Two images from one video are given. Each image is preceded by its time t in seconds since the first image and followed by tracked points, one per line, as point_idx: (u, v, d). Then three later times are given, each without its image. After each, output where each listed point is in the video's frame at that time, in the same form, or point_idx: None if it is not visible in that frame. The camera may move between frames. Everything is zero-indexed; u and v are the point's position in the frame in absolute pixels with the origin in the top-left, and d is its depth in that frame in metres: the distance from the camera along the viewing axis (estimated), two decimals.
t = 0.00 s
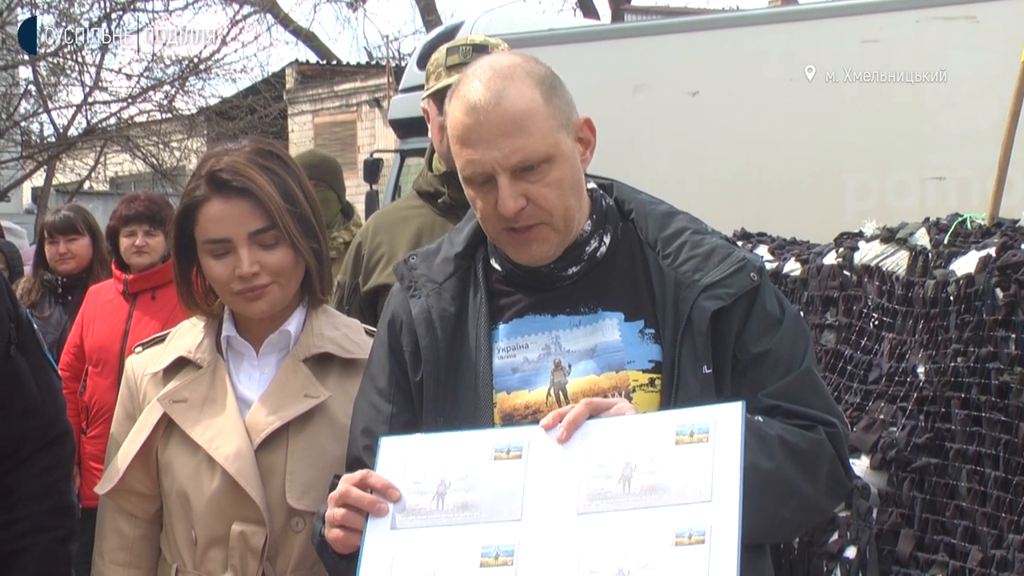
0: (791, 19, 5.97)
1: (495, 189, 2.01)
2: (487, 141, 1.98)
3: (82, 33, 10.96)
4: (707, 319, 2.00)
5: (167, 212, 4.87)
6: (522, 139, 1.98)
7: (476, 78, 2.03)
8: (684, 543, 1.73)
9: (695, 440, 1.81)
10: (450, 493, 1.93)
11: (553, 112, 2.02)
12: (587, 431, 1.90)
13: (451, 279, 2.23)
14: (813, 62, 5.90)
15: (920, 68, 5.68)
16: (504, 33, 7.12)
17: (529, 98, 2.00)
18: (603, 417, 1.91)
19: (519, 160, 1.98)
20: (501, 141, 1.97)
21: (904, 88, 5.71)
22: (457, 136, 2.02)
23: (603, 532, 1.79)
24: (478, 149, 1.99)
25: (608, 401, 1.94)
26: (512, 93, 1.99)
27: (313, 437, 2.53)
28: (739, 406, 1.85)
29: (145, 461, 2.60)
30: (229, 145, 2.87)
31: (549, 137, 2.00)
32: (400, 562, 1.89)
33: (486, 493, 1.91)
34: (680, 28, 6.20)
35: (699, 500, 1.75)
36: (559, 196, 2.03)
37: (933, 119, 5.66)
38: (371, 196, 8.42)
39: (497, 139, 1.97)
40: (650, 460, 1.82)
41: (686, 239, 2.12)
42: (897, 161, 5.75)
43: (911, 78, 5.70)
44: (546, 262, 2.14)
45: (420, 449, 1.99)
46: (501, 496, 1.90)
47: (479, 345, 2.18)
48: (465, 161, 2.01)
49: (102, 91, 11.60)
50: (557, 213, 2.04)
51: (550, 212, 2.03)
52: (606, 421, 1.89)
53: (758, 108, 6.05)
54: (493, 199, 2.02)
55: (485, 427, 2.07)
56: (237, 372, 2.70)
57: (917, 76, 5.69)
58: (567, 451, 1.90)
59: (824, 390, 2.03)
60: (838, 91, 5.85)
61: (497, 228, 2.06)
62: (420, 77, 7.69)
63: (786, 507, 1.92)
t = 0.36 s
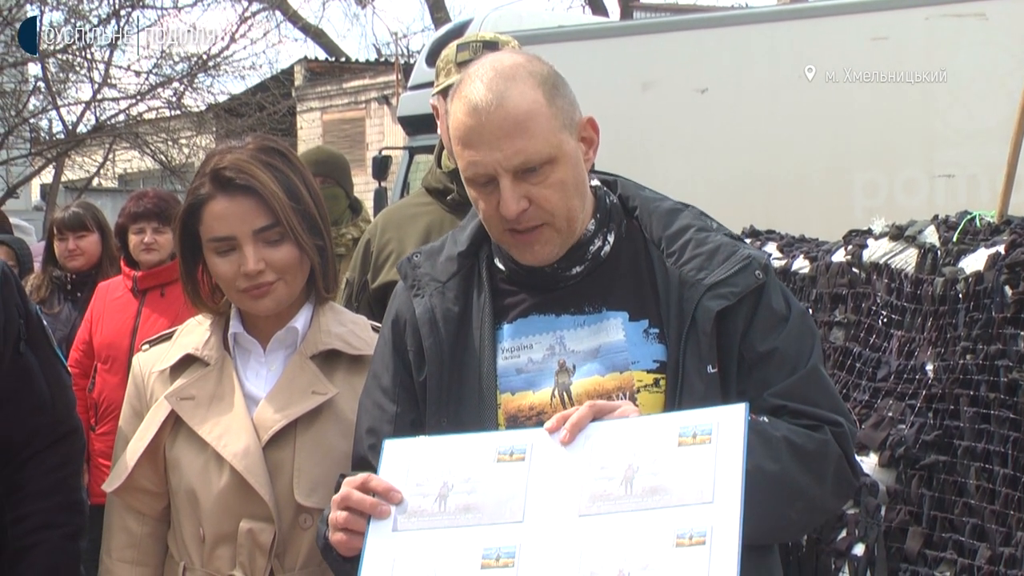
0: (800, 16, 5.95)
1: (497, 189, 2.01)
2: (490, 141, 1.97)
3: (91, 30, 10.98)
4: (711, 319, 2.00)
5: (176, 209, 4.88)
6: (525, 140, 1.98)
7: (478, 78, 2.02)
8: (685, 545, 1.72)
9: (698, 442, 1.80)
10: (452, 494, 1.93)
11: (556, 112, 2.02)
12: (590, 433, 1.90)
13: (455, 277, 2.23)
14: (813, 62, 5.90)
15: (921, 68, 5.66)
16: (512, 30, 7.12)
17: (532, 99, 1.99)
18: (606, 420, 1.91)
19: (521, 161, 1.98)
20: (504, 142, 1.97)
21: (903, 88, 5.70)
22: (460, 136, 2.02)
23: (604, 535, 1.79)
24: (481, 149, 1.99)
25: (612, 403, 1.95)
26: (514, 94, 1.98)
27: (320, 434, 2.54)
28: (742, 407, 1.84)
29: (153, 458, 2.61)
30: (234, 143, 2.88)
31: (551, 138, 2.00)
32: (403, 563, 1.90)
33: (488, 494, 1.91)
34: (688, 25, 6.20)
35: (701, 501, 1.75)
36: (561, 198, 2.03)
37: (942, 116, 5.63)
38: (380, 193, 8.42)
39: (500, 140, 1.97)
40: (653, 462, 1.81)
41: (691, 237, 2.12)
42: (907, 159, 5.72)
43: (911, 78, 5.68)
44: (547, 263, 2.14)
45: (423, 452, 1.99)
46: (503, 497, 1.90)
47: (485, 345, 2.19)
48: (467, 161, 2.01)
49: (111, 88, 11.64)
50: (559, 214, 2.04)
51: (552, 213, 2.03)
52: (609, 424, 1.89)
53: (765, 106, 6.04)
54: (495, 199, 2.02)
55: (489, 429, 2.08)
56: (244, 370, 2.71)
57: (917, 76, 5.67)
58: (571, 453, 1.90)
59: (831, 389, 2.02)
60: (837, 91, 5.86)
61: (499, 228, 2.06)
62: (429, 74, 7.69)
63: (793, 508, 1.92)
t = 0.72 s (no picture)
0: (799, 14, 5.95)
1: (499, 182, 2.01)
2: (492, 134, 1.97)
3: (90, 28, 10.99)
4: (714, 318, 2.00)
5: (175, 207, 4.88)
6: (528, 134, 1.97)
7: (483, 70, 2.02)
8: (680, 544, 1.72)
9: (696, 441, 1.80)
10: (450, 489, 1.93)
11: (561, 107, 2.02)
12: (588, 430, 1.91)
13: (459, 272, 2.23)
14: (812, 62, 5.90)
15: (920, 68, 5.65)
16: (512, 28, 7.11)
17: (536, 93, 1.99)
18: (605, 418, 1.91)
19: (524, 155, 1.98)
20: (507, 135, 1.97)
21: (903, 87, 5.69)
22: (463, 128, 2.02)
23: (600, 531, 1.79)
24: (484, 142, 1.99)
25: (611, 402, 1.94)
26: (519, 87, 1.98)
27: (319, 432, 2.53)
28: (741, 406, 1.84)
29: (151, 456, 2.61)
30: (234, 140, 2.87)
31: (555, 133, 2.00)
32: (396, 556, 1.89)
33: (486, 491, 1.91)
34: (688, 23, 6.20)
35: (697, 501, 1.74)
36: (563, 193, 2.03)
37: (941, 114, 5.63)
38: (380, 191, 8.42)
39: (503, 133, 1.97)
40: (650, 460, 1.82)
41: (695, 234, 2.12)
42: (906, 157, 5.72)
43: (911, 79, 5.67)
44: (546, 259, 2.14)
45: (422, 445, 1.99)
46: (500, 495, 1.90)
47: (488, 343, 2.18)
48: (470, 153, 2.01)
49: (111, 86, 11.64)
50: (560, 210, 2.04)
51: (553, 208, 2.03)
52: (607, 422, 1.90)
53: (764, 104, 6.04)
54: (497, 193, 2.02)
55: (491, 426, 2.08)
56: (243, 368, 2.71)
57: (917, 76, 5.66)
58: (569, 449, 1.89)
59: (834, 388, 2.02)
60: (837, 91, 5.85)
61: (501, 222, 2.06)
62: (429, 71, 7.68)
63: (794, 508, 1.92)
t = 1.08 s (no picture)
0: (798, 12, 5.96)
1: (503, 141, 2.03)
2: (503, 90, 2.02)
3: (89, 27, 10.98)
4: (715, 316, 2.01)
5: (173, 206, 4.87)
6: (538, 94, 2.01)
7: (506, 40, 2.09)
8: (678, 549, 1.72)
9: (695, 443, 1.81)
10: (449, 492, 1.93)
11: (575, 82, 2.06)
12: (587, 431, 1.90)
13: (462, 269, 2.23)
14: (813, 61, 5.90)
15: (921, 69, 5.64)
16: (511, 26, 7.11)
17: (551, 61, 2.04)
18: (604, 419, 1.91)
19: (531, 113, 2.01)
20: (516, 92, 2.01)
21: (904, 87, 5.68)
22: (476, 88, 2.06)
23: (599, 535, 1.79)
24: (494, 98, 2.03)
25: (610, 402, 1.94)
26: (536, 53, 2.04)
27: (318, 430, 2.53)
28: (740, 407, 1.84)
29: (151, 455, 2.61)
30: (232, 138, 2.87)
31: (565, 100, 2.03)
32: (396, 561, 1.89)
33: (485, 493, 1.91)
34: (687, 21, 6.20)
35: (695, 505, 1.75)
36: (565, 162, 2.03)
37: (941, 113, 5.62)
38: (378, 190, 8.41)
39: (513, 90, 2.01)
40: (649, 463, 1.82)
41: (698, 231, 2.12)
42: (905, 155, 5.72)
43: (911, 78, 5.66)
44: (545, 246, 2.13)
45: (420, 448, 1.99)
46: (500, 497, 1.90)
47: (490, 340, 2.17)
48: (478, 110, 2.05)
49: (109, 85, 11.63)
50: (560, 180, 2.03)
51: (553, 176, 2.03)
52: (606, 423, 1.89)
53: (764, 103, 6.03)
54: (499, 152, 2.03)
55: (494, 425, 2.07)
56: (242, 367, 2.70)
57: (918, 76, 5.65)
58: (569, 452, 1.89)
59: (837, 387, 2.01)
60: (838, 91, 5.84)
61: (499, 187, 2.06)
62: (427, 70, 7.68)
63: (794, 509, 1.92)
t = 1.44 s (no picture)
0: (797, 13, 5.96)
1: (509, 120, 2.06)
2: (513, 70, 2.06)
3: (87, 27, 10.97)
4: (715, 315, 2.01)
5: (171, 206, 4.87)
6: (546, 76, 2.04)
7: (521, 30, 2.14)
8: (667, 543, 1.72)
9: (686, 439, 1.81)
10: (442, 488, 1.93)
11: (586, 70, 2.09)
12: (581, 428, 1.90)
13: (466, 266, 2.25)
14: (812, 62, 5.90)
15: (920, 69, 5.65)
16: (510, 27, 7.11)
17: (561, 48, 2.08)
18: (598, 416, 1.90)
19: (537, 94, 2.04)
20: (525, 72, 2.05)
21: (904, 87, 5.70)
22: (489, 71, 2.11)
23: (589, 531, 1.79)
24: (504, 78, 2.07)
25: (604, 399, 1.94)
26: (548, 39, 2.08)
27: (317, 430, 2.53)
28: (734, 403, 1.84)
29: (149, 454, 2.61)
30: (231, 138, 2.87)
31: (572, 84, 2.05)
32: (388, 557, 1.90)
33: (479, 490, 1.91)
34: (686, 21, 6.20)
35: (685, 500, 1.75)
36: (568, 143, 2.04)
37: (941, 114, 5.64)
38: (377, 190, 8.41)
39: (522, 71, 2.05)
40: (641, 459, 1.82)
41: (702, 232, 2.13)
42: (904, 155, 5.73)
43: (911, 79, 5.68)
44: (550, 242, 2.14)
45: (414, 444, 1.99)
46: (493, 494, 1.90)
47: (491, 338, 2.18)
48: (488, 91, 2.09)
49: (108, 85, 11.62)
50: (561, 161, 2.04)
51: (555, 155, 2.04)
52: (600, 421, 1.89)
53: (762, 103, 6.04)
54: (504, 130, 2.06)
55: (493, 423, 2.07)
56: (241, 366, 2.70)
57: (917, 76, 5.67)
58: (561, 448, 1.89)
59: (837, 390, 2.01)
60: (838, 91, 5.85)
61: (501, 165, 2.07)
62: (426, 70, 7.68)
63: (792, 510, 1.92)
